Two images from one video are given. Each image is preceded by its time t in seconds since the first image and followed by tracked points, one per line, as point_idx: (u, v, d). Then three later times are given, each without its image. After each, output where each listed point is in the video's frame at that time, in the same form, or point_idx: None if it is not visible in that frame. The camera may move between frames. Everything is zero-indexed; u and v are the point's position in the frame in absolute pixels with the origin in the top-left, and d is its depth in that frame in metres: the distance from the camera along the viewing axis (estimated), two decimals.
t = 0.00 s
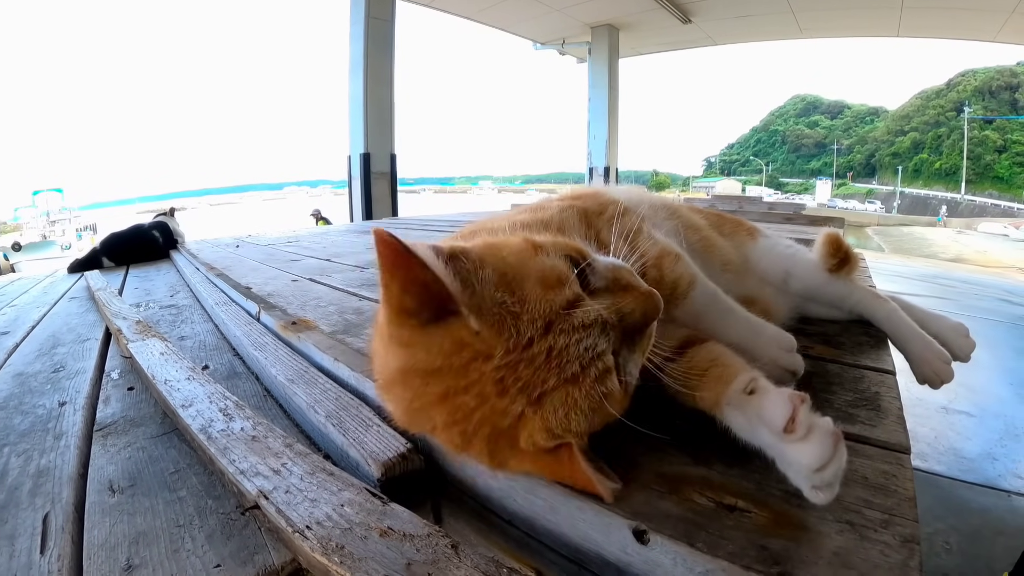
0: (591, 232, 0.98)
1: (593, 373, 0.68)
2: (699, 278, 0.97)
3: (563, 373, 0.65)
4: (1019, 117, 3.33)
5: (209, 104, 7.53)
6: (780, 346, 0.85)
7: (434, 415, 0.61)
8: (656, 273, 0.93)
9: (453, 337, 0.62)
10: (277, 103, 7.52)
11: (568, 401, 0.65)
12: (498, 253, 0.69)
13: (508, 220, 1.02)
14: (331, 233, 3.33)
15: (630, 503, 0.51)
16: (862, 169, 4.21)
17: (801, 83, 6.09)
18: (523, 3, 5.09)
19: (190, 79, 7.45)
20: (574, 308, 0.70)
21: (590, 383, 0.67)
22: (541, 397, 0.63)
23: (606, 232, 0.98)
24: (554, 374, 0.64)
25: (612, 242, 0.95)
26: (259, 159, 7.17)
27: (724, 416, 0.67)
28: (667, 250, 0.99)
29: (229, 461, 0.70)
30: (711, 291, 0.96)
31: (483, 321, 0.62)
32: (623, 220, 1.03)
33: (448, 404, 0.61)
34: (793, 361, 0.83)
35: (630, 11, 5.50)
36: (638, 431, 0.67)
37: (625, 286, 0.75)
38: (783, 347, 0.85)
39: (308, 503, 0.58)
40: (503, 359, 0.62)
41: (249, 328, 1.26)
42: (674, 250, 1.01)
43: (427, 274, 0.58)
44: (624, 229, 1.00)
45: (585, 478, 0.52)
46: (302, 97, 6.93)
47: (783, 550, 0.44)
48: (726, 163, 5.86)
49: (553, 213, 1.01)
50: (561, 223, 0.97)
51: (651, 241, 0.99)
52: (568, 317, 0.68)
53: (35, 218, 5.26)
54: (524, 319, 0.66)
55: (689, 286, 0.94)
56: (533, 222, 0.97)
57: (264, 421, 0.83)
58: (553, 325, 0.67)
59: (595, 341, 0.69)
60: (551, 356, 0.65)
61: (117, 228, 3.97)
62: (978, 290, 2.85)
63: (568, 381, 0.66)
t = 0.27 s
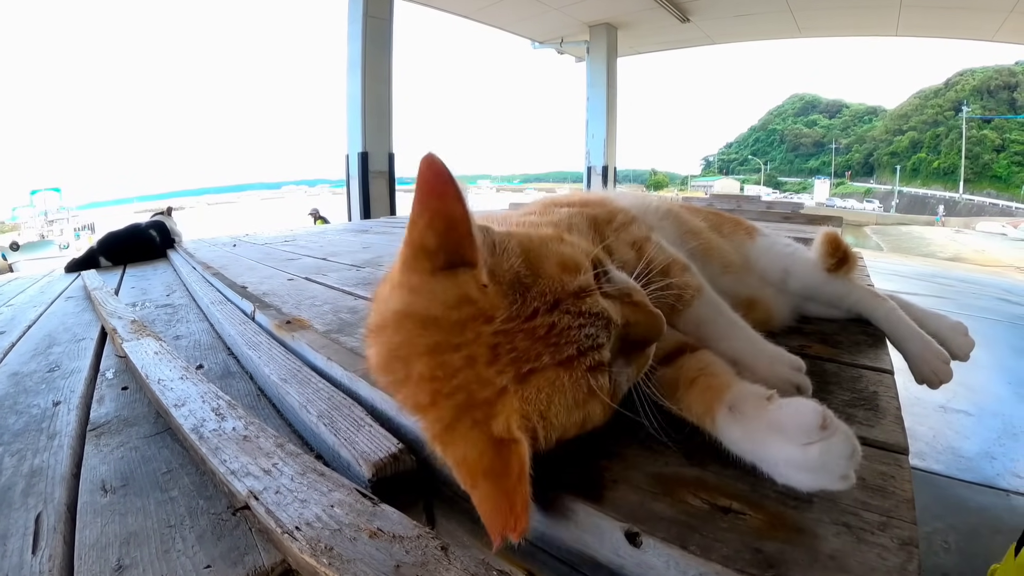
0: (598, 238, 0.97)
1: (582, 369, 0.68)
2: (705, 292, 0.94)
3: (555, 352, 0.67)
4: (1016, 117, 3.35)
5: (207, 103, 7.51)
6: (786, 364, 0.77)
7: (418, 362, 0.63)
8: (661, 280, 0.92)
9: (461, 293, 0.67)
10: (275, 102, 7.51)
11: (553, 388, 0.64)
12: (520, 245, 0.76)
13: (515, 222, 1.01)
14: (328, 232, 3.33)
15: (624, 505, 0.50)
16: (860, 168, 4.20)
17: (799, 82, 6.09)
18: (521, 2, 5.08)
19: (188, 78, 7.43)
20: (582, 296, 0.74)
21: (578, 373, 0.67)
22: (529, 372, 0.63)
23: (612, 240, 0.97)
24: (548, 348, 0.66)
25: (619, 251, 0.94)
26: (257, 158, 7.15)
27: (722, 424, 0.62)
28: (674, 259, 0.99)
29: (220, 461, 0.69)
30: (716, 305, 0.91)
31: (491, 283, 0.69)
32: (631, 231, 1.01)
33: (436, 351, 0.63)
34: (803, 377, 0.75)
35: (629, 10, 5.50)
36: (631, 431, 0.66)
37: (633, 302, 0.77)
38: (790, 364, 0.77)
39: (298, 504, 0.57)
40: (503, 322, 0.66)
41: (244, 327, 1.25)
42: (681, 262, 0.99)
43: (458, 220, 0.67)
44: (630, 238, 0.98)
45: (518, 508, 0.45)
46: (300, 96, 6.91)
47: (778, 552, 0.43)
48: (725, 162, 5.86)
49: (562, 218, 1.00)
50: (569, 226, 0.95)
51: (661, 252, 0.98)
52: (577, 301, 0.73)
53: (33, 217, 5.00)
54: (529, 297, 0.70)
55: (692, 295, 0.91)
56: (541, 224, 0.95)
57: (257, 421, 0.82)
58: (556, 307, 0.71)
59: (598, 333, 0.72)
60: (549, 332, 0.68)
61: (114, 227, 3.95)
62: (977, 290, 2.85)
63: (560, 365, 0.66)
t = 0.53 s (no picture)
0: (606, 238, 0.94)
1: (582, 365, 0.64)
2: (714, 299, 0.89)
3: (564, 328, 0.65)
4: (1016, 117, 3.39)
5: (205, 102, 7.50)
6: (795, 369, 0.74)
7: (435, 295, 0.67)
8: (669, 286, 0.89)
9: (497, 251, 0.70)
10: (273, 101, 7.49)
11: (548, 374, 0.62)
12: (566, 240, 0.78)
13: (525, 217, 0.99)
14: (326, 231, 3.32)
15: (619, 503, 0.49)
16: (859, 167, 4.19)
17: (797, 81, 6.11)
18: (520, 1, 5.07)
19: (186, 77, 7.41)
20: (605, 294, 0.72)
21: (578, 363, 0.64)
22: (532, 338, 0.63)
23: (622, 243, 0.94)
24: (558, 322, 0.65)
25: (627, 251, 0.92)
26: (256, 158, 7.14)
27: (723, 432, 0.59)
28: (682, 263, 0.95)
29: (216, 460, 0.69)
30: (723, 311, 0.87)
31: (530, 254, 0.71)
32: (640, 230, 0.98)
33: (454, 292, 0.66)
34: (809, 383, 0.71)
35: (627, 9, 5.49)
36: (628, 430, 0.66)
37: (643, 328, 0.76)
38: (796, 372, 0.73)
39: (293, 502, 0.57)
40: (527, 287, 0.67)
41: (241, 326, 1.24)
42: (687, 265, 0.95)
43: (527, 179, 0.72)
44: (640, 238, 0.95)
45: (463, 487, 0.45)
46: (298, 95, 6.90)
47: (775, 552, 0.43)
48: (724, 162, 5.85)
49: (572, 216, 0.99)
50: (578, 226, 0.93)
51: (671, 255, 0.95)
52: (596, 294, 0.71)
53: (32, 217, 5.09)
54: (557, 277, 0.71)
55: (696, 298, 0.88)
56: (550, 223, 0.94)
57: (253, 419, 0.82)
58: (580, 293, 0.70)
59: (607, 325, 0.69)
60: (565, 310, 0.67)
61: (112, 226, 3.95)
62: (976, 289, 2.85)
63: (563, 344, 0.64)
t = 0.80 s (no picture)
0: (608, 242, 0.95)
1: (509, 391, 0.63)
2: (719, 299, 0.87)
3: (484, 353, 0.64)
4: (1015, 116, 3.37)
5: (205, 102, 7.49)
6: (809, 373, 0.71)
7: (378, 310, 0.71)
8: (671, 290, 0.89)
9: (434, 271, 0.71)
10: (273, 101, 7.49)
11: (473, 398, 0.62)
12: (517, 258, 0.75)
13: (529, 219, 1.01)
14: (325, 230, 3.32)
15: (620, 497, 0.49)
16: (858, 166, 4.20)
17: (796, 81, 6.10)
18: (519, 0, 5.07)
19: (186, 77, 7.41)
20: (540, 319, 0.70)
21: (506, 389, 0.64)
22: (449, 360, 0.64)
23: (625, 248, 0.95)
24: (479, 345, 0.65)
25: (630, 256, 0.93)
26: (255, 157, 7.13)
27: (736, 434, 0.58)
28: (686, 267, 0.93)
29: (216, 456, 0.69)
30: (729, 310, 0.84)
31: (461, 271, 0.69)
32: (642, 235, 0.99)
33: (393, 307, 0.70)
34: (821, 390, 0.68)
35: (627, 8, 5.48)
36: (628, 426, 0.66)
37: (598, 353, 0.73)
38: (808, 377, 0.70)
39: (293, 498, 0.57)
40: (452, 308, 0.68)
41: (241, 324, 1.25)
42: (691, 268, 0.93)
43: (449, 199, 0.70)
44: (642, 241, 0.96)
45: (386, 485, 0.49)
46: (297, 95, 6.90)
47: (775, 545, 0.43)
48: (723, 161, 5.84)
49: (572, 219, 1.00)
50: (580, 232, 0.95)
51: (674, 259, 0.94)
52: (525, 318, 0.69)
53: (29, 217, 5.31)
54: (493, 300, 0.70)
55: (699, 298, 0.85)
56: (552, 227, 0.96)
57: (253, 415, 0.82)
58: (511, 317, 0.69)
59: (529, 354, 0.67)
60: (492, 335, 0.66)
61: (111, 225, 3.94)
62: (975, 288, 2.85)
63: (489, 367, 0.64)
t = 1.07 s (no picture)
0: (601, 244, 0.92)
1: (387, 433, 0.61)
2: (721, 304, 0.81)
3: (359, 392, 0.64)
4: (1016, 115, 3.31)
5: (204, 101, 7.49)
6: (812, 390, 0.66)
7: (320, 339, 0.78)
8: (666, 298, 0.83)
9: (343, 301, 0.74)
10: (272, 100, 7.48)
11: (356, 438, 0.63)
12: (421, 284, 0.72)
13: (520, 220, 0.99)
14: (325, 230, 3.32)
15: (619, 498, 0.49)
16: (857, 166, 4.19)
17: (796, 80, 6.11)
18: None
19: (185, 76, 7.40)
20: (418, 347, 0.67)
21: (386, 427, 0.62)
22: (339, 392, 0.65)
23: (619, 250, 0.91)
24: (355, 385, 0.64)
25: (626, 260, 0.89)
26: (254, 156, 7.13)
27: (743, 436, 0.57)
28: (688, 271, 0.87)
29: (215, 457, 0.69)
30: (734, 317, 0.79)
31: (353, 302, 0.70)
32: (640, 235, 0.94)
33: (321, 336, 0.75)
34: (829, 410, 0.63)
35: (626, 7, 5.48)
36: (628, 426, 0.66)
37: (500, 384, 0.66)
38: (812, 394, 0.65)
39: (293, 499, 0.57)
40: (346, 339, 0.69)
41: (240, 324, 1.24)
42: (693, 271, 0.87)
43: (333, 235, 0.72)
44: (638, 243, 0.91)
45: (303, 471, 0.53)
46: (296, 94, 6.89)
47: (775, 545, 0.43)
48: (723, 160, 5.84)
49: (566, 220, 0.97)
50: (568, 235, 0.92)
51: (673, 262, 0.88)
52: (399, 348, 0.66)
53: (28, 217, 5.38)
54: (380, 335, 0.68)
55: (694, 303, 0.81)
56: (540, 231, 0.94)
57: (252, 415, 0.82)
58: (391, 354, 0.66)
59: (405, 386, 0.64)
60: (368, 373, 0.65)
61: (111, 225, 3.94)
62: (973, 287, 2.85)
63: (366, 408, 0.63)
